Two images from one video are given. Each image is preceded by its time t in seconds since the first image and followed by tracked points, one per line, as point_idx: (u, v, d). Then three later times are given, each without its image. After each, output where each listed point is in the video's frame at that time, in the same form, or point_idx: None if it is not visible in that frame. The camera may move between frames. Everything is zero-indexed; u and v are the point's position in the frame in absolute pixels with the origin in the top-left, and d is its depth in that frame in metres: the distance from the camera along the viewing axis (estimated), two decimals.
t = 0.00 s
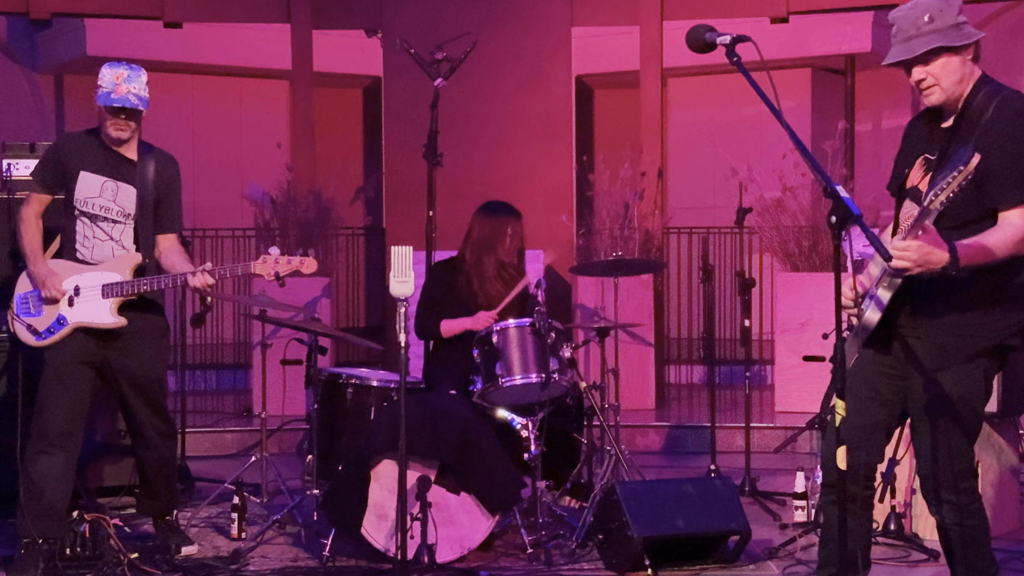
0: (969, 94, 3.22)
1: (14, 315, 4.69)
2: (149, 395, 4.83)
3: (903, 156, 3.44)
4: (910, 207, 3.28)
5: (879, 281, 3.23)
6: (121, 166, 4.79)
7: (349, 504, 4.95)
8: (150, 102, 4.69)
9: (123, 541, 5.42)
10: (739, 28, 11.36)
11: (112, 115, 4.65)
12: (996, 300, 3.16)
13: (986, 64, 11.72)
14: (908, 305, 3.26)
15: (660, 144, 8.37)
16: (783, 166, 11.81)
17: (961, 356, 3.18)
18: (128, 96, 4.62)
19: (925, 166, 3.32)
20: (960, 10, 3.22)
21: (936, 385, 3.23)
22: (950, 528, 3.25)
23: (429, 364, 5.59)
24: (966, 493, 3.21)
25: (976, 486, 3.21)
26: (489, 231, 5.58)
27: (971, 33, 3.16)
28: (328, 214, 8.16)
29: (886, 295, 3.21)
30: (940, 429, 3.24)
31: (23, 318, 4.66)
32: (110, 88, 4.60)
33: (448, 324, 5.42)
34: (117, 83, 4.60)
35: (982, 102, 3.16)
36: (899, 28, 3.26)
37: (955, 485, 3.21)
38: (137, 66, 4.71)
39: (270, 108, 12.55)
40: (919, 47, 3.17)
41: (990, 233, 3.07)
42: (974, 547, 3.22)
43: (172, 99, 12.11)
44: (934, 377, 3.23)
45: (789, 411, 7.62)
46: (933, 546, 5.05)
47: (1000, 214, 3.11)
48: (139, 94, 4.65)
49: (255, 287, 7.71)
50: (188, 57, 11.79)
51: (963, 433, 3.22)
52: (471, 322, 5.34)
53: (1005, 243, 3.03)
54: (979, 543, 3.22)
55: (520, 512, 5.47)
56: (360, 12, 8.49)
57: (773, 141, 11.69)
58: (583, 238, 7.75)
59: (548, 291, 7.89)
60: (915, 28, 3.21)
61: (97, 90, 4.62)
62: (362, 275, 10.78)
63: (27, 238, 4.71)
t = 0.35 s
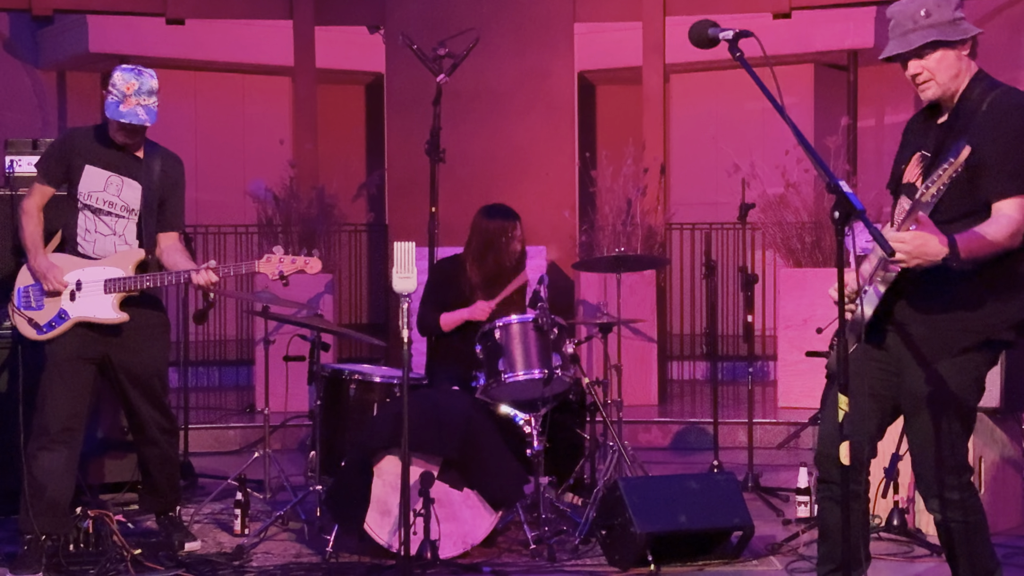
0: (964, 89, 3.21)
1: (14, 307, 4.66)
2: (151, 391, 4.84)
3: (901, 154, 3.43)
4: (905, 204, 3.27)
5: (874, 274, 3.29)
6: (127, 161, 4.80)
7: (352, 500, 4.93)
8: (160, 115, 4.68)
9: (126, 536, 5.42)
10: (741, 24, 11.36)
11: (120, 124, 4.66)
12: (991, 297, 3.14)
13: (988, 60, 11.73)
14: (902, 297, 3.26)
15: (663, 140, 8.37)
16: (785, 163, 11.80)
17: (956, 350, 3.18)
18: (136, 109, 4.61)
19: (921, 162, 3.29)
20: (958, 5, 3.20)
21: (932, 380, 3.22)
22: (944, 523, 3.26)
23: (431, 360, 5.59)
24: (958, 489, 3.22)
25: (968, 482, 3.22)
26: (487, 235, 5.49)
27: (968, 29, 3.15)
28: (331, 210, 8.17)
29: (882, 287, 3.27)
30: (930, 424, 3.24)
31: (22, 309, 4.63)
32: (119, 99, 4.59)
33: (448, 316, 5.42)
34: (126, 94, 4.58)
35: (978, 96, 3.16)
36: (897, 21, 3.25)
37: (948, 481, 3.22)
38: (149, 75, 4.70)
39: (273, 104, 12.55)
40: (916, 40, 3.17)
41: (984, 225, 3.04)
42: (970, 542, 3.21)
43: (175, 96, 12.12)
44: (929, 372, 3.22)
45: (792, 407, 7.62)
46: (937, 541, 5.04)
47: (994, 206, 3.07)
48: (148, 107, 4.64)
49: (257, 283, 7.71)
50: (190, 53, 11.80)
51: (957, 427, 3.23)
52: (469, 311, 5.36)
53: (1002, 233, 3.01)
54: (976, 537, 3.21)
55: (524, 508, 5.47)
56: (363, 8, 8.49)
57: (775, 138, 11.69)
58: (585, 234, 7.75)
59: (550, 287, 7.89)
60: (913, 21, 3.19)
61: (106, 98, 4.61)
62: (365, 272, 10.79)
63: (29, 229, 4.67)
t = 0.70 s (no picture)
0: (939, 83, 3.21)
1: (18, 306, 4.65)
2: (156, 389, 4.85)
3: (876, 151, 3.45)
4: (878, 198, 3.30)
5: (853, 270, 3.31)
6: (126, 157, 4.79)
7: (354, 496, 4.94)
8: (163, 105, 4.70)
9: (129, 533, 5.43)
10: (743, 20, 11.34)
11: (125, 115, 4.66)
12: (979, 286, 3.12)
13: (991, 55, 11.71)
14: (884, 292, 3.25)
15: (665, 135, 8.36)
16: (787, 158, 11.79)
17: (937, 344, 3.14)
18: (143, 97, 4.61)
19: (898, 157, 3.32)
20: None
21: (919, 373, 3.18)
22: (939, 519, 3.19)
23: (434, 357, 5.60)
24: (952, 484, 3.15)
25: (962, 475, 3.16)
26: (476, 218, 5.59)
27: (940, 23, 3.14)
28: (333, 206, 8.17)
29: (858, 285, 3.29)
30: (929, 417, 3.18)
31: (28, 309, 4.61)
32: (126, 89, 4.58)
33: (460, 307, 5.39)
34: (134, 84, 4.57)
35: (952, 91, 3.16)
36: (869, 17, 3.24)
37: (942, 476, 3.16)
38: (151, 66, 4.70)
39: (275, 101, 12.56)
40: (887, 37, 3.16)
41: (958, 217, 3.03)
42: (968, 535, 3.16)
43: (178, 92, 12.12)
44: (925, 362, 3.17)
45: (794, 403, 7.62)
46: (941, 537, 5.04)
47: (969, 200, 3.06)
48: (153, 97, 4.65)
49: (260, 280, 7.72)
50: (192, 50, 11.80)
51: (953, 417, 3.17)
52: (485, 300, 5.36)
53: (974, 227, 2.99)
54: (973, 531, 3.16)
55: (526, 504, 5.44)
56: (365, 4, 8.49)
57: (778, 133, 11.69)
58: (588, 230, 7.75)
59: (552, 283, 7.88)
60: (884, 18, 3.19)
61: (112, 88, 4.58)
62: (367, 268, 10.80)
63: (30, 229, 4.67)
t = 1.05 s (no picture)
0: (884, 80, 3.21)
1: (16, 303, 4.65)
2: (156, 387, 4.85)
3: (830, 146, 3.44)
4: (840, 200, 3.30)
5: (816, 272, 3.23)
6: (126, 157, 4.79)
7: (354, 492, 4.97)
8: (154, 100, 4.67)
9: (130, 531, 5.44)
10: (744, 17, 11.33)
11: (116, 111, 4.66)
12: (946, 281, 3.13)
13: (992, 52, 11.71)
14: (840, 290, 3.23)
15: (665, 133, 8.36)
16: (788, 156, 11.79)
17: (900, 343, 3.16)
18: (131, 93, 4.60)
19: (850, 157, 3.30)
20: None
21: (885, 371, 3.18)
22: (931, 513, 3.16)
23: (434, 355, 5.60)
24: (936, 479, 3.15)
25: (945, 469, 3.15)
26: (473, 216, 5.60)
27: (880, 20, 3.13)
28: (333, 204, 8.16)
29: (822, 287, 3.22)
30: (913, 413, 3.15)
31: (26, 306, 4.61)
32: (113, 85, 4.59)
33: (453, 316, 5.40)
34: (120, 80, 4.58)
35: (899, 88, 3.16)
36: (808, 21, 3.23)
37: (928, 470, 3.15)
38: (142, 64, 4.70)
39: (275, 98, 12.56)
40: (829, 39, 3.16)
41: (914, 215, 3.02)
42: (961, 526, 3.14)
43: (178, 90, 12.11)
44: (916, 351, 3.16)
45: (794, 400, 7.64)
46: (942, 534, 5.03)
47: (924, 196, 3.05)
48: (142, 92, 4.63)
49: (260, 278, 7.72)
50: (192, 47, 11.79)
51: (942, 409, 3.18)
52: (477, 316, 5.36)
53: (929, 225, 2.98)
54: (961, 524, 3.16)
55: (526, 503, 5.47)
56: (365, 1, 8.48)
57: (778, 130, 11.69)
58: (588, 227, 7.75)
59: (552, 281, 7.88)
60: (824, 20, 3.18)
61: (100, 85, 4.60)
62: (368, 265, 10.81)
63: (31, 231, 4.65)
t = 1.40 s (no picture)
0: (828, 78, 3.27)
1: (20, 303, 4.64)
2: (157, 386, 4.85)
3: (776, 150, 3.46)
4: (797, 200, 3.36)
5: (782, 277, 3.25)
6: (129, 154, 4.80)
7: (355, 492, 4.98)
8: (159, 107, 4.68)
9: (130, 530, 5.44)
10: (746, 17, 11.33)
11: (121, 116, 4.66)
12: (908, 271, 3.18)
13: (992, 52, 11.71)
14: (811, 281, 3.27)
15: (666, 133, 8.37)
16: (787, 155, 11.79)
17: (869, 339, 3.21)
18: (136, 101, 4.61)
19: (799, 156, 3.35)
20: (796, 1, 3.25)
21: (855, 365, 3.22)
22: (912, 501, 3.20)
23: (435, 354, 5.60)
24: (916, 465, 3.16)
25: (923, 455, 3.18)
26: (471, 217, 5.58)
27: (814, 22, 3.20)
28: (333, 203, 8.16)
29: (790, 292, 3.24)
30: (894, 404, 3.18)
31: (30, 305, 4.61)
32: (118, 92, 4.59)
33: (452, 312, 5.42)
34: (126, 87, 4.58)
35: (842, 84, 3.22)
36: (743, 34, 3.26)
37: (902, 459, 3.17)
38: (148, 67, 4.68)
39: (276, 98, 12.56)
40: (770, 48, 3.19)
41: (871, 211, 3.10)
42: (939, 515, 3.18)
43: (179, 89, 12.11)
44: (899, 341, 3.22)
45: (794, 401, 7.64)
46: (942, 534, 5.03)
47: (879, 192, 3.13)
48: (147, 99, 4.63)
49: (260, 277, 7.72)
50: (193, 47, 11.78)
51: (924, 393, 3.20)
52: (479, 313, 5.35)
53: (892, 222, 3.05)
54: (941, 512, 3.18)
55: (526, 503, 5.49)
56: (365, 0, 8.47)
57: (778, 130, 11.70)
58: (589, 227, 7.76)
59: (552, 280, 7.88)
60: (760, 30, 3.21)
61: (106, 91, 4.60)
62: (368, 265, 10.81)
63: (34, 229, 4.62)
